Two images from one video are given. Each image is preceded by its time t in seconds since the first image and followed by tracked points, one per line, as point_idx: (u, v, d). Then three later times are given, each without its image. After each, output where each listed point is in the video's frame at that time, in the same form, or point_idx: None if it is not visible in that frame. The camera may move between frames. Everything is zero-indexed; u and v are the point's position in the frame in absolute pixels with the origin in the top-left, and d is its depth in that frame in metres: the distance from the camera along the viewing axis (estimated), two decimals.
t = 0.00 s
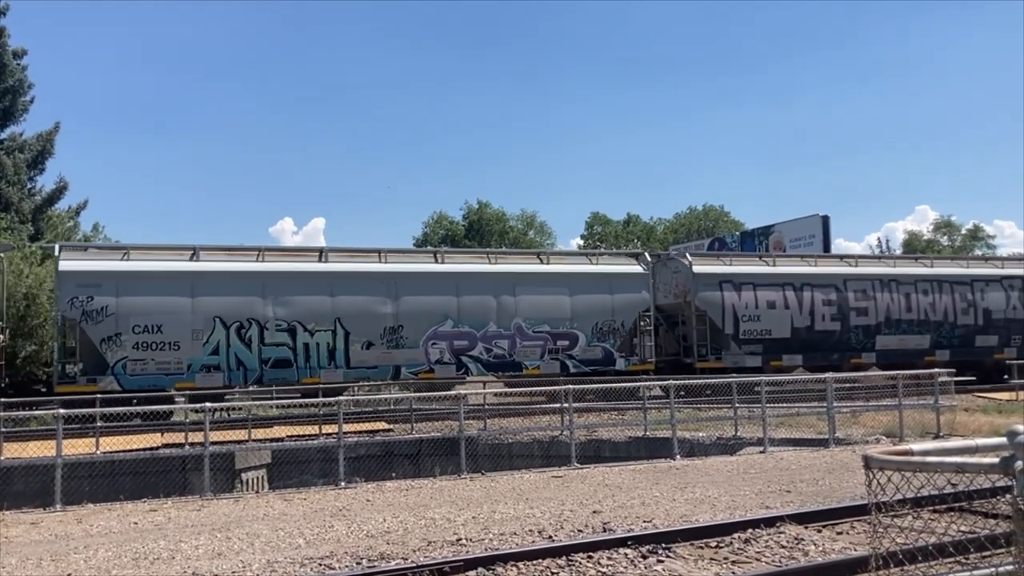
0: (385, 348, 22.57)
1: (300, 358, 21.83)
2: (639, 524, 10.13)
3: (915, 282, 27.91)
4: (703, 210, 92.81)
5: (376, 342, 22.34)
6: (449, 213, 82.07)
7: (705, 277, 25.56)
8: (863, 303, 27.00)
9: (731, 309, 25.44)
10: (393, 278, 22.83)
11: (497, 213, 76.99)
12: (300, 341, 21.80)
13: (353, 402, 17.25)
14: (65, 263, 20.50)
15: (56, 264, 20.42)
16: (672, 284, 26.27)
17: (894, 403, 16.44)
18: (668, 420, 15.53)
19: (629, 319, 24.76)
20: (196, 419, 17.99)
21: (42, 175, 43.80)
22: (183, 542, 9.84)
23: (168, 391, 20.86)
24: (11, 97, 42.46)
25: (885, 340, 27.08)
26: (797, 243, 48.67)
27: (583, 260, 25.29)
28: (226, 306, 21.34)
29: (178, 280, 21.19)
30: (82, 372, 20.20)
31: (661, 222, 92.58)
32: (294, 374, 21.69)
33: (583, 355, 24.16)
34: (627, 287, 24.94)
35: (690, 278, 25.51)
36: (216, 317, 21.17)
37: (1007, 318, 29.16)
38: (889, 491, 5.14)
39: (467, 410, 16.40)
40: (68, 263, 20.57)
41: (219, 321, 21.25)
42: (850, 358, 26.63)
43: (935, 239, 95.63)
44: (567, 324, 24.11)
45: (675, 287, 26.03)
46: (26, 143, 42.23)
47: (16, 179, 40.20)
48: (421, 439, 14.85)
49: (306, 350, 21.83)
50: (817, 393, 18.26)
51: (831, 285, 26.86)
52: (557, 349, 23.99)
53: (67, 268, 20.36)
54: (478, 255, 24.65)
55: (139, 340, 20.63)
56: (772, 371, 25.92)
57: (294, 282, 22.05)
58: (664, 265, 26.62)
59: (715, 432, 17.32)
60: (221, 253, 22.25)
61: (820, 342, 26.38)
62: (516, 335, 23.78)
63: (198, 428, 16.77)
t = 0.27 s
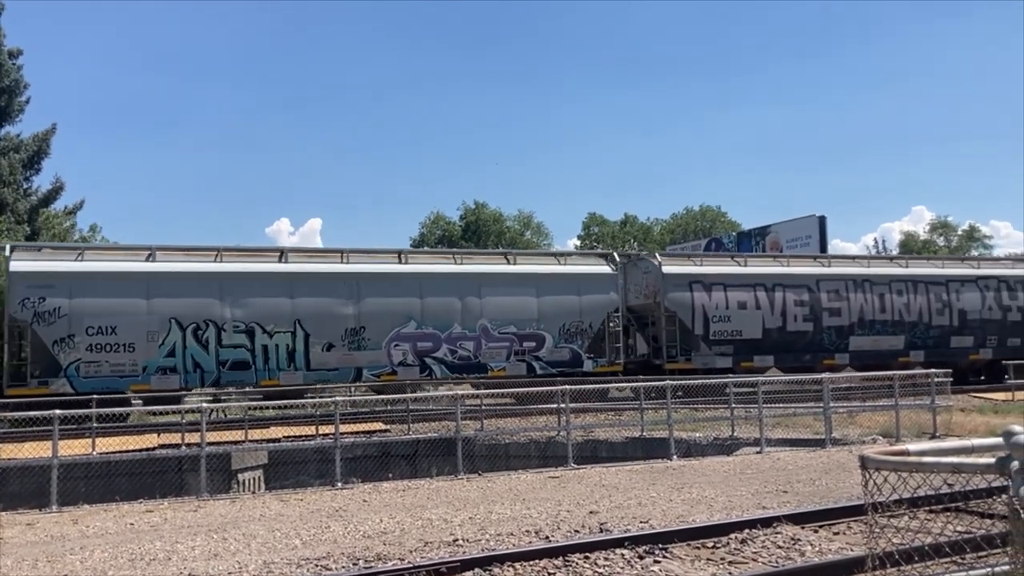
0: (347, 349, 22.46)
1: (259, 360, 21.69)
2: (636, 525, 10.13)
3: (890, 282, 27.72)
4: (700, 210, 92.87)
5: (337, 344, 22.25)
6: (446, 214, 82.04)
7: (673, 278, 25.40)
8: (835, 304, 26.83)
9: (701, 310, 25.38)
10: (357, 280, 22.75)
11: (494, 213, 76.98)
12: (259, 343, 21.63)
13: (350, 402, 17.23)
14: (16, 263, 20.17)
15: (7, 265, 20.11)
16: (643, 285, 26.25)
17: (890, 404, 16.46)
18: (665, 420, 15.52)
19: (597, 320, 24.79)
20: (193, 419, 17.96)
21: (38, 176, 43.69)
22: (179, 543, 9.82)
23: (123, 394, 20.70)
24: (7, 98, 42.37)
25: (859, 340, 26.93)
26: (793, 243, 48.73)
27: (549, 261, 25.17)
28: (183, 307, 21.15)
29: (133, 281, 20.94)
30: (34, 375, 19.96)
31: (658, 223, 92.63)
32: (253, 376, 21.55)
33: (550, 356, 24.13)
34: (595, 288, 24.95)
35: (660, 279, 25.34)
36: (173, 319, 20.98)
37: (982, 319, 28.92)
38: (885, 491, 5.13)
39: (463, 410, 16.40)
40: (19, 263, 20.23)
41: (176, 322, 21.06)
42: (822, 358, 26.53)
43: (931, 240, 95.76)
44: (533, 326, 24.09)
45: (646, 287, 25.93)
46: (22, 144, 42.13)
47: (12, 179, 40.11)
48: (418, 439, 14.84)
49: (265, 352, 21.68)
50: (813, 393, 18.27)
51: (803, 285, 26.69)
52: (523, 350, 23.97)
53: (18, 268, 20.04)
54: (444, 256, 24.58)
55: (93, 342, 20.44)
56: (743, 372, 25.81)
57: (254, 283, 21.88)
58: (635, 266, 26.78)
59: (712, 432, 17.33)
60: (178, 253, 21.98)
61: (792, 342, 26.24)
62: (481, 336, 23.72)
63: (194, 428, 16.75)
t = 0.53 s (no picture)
0: (308, 352, 21.92)
1: (217, 362, 21.16)
2: (633, 526, 10.14)
3: (863, 283, 27.48)
4: (696, 212, 92.95)
5: (298, 347, 21.71)
6: (442, 215, 82.02)
7: (644, 279, 24.94)
8: (807, 306, 26.63)
9: (671, 312, 24.92)
10: (319, 281, 22.23)
11: (491, 215, 76.97)
12: (216, 345, 21.08)
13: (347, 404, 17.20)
14: None
15: None
16: (612, 286, 25.60)
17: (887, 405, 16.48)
18: (662, 422, 15.52)
19: (565, 322, 24.29)
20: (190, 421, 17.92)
21: (34, 177, 43.65)
22: (176, 544, 9.82)
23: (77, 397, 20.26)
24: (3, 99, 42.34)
25: (831, 343, 26.78)
26: (789, 245, 48.80)
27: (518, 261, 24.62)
28: (139, 309, 20.64)
29: (88, 281, 20.46)
30: None
31: (655, 224, 92.71)
32: (211, 379, 21.03)
33: (517, 359, 23.63)
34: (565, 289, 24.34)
35: (630, 280, 24.81)
36: (128, 321, 20.48)
37: (957, 320, 28.59)
38: (882, 492, 5.15)
39: (460, 412, 16.39)
40: None
41: (132, 324, 20.58)
42: (794, 360, 26.27)
43: (927, 241, 95.91)
44: (500, 327, 23.54)
45: (615, 289, 25.37)
46: (18, 146, 42.07)
47: (8, 181, 40.05)
48: (415, 441, 14.81)
49: (223, 354, 21.15)
50: (810, 394, 18.29)
51: (774, 287, 26.40)
52: (490, 352, 23.39)
53: None
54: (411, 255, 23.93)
55: (46, 344, 19.99)
56: (714, 374, 25.47)
57: (208, 284, 21.34)
58: (605, 267, 25.99)
59: (709, 433, 17.33)
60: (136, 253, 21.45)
61: (763, 345, 25.97)
62: (446, 338, 23.12)
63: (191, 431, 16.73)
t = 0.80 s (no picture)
0: (268, 355, 21.59)
1: (174, 366, 20.85)
2: (631, 528, 10.14)
3: (838, 285, 27.18)
4: (694, 213, 92.98)
5: (257, 350, 21.38)
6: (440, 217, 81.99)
7: (614, 281, 24.62)
8: (781, 308, 26.31)
9: (640, 314, 24.60)
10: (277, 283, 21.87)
11: (489, 216, 76.99)
12: (173, 348, 20.80)
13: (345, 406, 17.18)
14: None
15: None
16: (582, 287, 25.08)
17: (885, 406, 16.49)
18: (660, 423, 15.51)
19: (532, 325, 23.91)
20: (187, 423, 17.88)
21: (32, 179, 43.63)
22: (173, 547, 9.80)
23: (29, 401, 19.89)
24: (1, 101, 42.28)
25: (805, 345, 26.49)
26: (787, 246, 48.82)
27: (484, 262, 24.23)
28: (93, 311, 20.32)
29: (41, 283, 20.13)
30: None
31: (653, 226, 92.74)
32: (167, 383, 20.73)
33: (483, 361, 23.22)
34: (533, 291, 23.96)
35: (598, 281, 24.47)
36: (82, 323, 20.18)
37: (933, 322, 28.41)
38: (879, 493, 5.16)
39: (458, 414, 16.37)
40: None
41: (86, 327, 20.25)
42: (767, 363, 25.97)
43: (924, 242, 96.01)
44: (465, 330, 23.17)
45: (585, 290, 25.00)
46: (15, 147, 42.02)
47: (5, 182, 39.97)
48: (412, 442, 14.79)
49: (180, 358, 20.84)
50: (808, 395, 18.28)
51: (748, 288, 26.09)
52: (455, 355, 23.05)
53: None
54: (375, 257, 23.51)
55: None
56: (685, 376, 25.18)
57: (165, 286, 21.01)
58: (576, 268, 25.48)
59: (706, 435, 17.32)
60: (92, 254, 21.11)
61: (736, 347, 25.69)
62: (409, 341, 22.77)
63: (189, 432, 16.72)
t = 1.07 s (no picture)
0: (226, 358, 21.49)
1: (130, 369, 20.78)
2: (628, 530, 10.14)
3: (811, 287, 27.15)
4: (692, 215, 93.06)
5: (214, 353, 21.25)
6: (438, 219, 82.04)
7: (583, 283, 24.57)
8: (753, 310, 26.30)
9: (609, 316, 24.59)
10: (237, 285, 21.71)
11: (487, 218, 77.06)
12: (128, 351, 20.72)
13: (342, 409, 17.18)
14: None
15: None
16: (552, 290, 25.19)
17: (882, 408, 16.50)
18: (657, 425, 15.52)
19: (499, 327, 23.71)
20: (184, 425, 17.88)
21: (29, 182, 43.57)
22: (170, 549, 9.79)
23: None
24: None
25: (777, 347, 26.46)
26: (785, 248, 48.89)
27: (450, 263, 24.06)
28: (47, 314, 20.16)
29: None
30: None
31: (651, 228, 92.84)
32: (123, 386, 20.64)
33: (448, 364, 23.12)
34: (498, 292, 23.78)
35: (566, 284, 24.50)
36: (35, 326, 20.02)
37: (909, 324, 28.38)
38: (876, 495, 5.16)
39: (456, 416, 16.36)
40: None
41: (39, 330, 20.10)
42: (738, 366, 26.03)
43: (922, 244, 96.15)
44: (430, 332, 23.02)
45: (554, 293, 25.08)
46: (12, 150, 41.98)
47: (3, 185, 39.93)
48: (409, 444, 14.77)
49: (136, 361, 20.76)
50: (805, 397, 18.29)
51: (719, 291, 26.09)
52: (419, 358, 22.93)
53: None
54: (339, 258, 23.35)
55: None
56: (655, 379, 25.22)
57: (120, 288, 20.85)
58: (546, 270, 25.63)
59: (704, 437, 17.32)
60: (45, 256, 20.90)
61: (706, 350, 25.75)
62: (373, 343, 22.66)
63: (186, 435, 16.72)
